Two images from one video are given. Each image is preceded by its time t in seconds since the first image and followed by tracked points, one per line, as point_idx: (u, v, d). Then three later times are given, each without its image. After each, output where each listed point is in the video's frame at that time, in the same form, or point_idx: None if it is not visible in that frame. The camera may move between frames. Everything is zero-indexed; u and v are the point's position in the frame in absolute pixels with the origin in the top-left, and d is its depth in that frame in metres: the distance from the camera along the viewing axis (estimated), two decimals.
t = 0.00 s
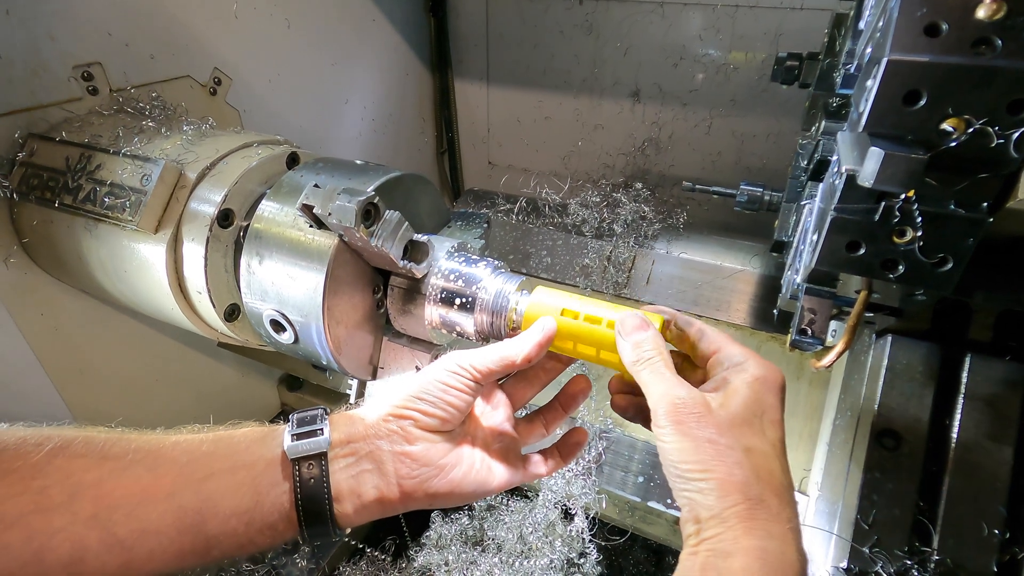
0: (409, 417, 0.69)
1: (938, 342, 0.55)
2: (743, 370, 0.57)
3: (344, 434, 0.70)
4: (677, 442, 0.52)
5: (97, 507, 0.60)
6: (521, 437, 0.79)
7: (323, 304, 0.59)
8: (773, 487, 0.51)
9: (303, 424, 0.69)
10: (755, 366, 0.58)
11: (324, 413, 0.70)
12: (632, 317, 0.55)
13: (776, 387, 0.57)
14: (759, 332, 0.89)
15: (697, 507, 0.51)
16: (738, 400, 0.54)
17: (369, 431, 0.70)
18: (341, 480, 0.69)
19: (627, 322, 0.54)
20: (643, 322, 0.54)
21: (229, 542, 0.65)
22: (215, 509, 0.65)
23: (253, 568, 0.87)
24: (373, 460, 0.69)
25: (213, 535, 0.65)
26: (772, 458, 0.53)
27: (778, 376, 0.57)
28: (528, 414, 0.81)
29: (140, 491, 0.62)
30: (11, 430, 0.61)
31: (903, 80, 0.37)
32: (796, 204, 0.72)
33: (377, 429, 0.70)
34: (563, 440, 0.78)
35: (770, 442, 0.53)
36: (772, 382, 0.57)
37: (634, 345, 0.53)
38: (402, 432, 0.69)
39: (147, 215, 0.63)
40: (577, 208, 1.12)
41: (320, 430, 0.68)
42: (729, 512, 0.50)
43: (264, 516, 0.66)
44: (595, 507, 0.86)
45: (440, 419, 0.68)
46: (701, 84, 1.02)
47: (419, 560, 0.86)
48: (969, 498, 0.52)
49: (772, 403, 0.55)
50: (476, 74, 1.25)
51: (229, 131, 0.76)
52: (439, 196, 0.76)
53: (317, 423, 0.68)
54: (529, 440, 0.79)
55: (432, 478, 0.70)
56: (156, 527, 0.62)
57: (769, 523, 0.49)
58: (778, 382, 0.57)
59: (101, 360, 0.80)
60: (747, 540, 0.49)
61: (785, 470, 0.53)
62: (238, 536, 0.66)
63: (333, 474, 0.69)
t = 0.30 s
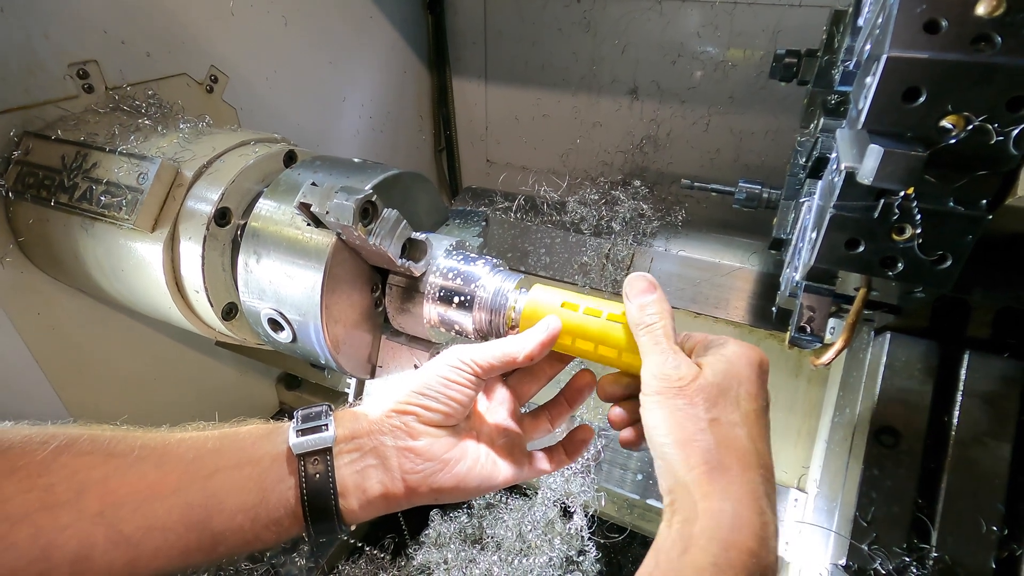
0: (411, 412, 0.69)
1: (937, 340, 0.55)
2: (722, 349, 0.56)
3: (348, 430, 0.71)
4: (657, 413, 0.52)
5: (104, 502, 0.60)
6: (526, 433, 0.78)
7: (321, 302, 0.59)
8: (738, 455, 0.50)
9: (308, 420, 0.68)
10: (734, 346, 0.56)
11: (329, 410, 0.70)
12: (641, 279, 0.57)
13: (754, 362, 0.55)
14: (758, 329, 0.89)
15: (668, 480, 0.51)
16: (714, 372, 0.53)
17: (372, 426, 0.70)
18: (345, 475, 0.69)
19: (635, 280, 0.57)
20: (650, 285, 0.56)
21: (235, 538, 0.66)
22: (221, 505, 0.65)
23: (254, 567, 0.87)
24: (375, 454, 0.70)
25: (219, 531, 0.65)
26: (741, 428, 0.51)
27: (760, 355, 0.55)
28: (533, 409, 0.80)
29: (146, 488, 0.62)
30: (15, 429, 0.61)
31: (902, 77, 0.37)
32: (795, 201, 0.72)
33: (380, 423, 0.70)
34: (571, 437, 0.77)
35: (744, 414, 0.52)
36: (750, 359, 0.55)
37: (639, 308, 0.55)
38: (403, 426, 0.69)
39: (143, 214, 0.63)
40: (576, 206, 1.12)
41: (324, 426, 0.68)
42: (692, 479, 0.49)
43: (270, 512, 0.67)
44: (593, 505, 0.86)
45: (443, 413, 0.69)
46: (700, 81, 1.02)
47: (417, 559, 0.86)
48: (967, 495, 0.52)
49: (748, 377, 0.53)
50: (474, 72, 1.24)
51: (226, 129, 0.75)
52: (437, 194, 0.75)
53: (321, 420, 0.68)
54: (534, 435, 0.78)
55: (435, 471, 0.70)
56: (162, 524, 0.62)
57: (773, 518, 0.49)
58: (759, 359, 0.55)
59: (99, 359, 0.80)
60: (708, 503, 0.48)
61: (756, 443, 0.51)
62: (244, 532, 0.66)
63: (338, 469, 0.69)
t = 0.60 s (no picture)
0: (411, 401, 0.68)
1: (933, 334, 0.55)
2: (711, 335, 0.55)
3: (346, 422, 0.70)
4: (643, 391, 0.52)
5: (97, 496, 0.60)
6: (523, 426, 0.77)
7: (316, 299, 0.58)
8: (710, 437, 0.49)
9: (305, 413, 0.68)
10: (723, 331, 0.55)
11: (327, 402, 0.69)
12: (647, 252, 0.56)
13: (744, 346, 0.53)
14: (754, 324, 0.89)
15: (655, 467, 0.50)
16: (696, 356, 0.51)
17: (371, 416, 0.69)
18: (345, 466, 0.68)
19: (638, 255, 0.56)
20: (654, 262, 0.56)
21: (232, 531, 0.65)
22: (220, 497, 0.64)
23: (251, 564, 0.87)
24: (375, 444, 0.68)
25: (215, 524, 0.64)
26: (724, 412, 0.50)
27: (751, 341, 0.53)
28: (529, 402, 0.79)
29: (140, 480, 0.62)
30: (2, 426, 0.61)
31: (899, 70, 0.37)
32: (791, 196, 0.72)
33: (379, 412, 0.69)
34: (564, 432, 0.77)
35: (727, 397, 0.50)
36: (735, 343, 0.53)
37: (639, 288, 0.55)
38: (403, 415, 0.68)
39: (135, 210, 0.62)
40: (572, 201, 1.10)
41: (321, 418, 0.67)
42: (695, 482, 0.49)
43: (267, 504, 0.65)
44: (591, 501, 0.86)
45: (443, 402, 0.68)
46: (696, 75, 1.01)
47: (415, 556, 0.86)
48: (963, 489, 0.52)
49: (734, 362, 0.52)
50: (469, 66, 1.24)
51: (218, 125, 0.75)
52: (432, 190, 0.75)
53: (319, 412, 0.67)
54: (532, 427, 0.77)
55: (437, 459, 0.69)
56: (158, 514, 0.61)
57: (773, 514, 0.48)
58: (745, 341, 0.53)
59: (92, 355, 0.79)
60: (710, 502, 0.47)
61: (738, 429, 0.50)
62: (240, 525, 0.65)
63: (336, 461, 0.68)
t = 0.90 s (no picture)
0: (403, 409, 0.67)
1: (924, 330, 0.56)
2: (723, 356, 0.56)
3: (335, 430, 0.69)
4: (657, 433, 0.51)
5: (82, 505, 0.60)
6: (512, 432, 0.79)
7: (308, 299, 0.58)
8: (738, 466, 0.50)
9: (291, 421, 0.68)
10: (733, 351, 0.57)
11: (313, 410, 0.69)
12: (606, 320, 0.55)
13: (758, 371, 0.55)
14: (747, 319, 0.89)
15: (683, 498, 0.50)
16: (719, 387, 0.53)
17: (362, 425, 0.68)
18: (334, 476, 0.67)
19: (602, 320, 0.54)
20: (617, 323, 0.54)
21: (215, 544, 0.65)
22: (204, 510, 0.64)
23: (247, 562, 0.87)
24: (365, 454, 0.68)
25: (200, 536, 0.64)
26: (755, 441, 0.51)
27: (759, 357, 0.56)
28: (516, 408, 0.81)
29: (125, 492, 0.62)
30: None
31: (891, 69, 0.36)
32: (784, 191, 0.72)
33: (371, 421, 0.68)
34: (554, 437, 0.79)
35: (753, 426, 0.52)
36: (752, 365, 0.56)
37: (611, 345, 0.53)
38: (394, 425, 0.67)
39: (124, 210, 0.62)
40: (567, 197, 1.08)
41: (308, 427, 0.67)
42: (709, 494, 0.49)
43: (252, 517, 0.66)
44: (585, 496, 0.85)
45: (437, 410, 0.67)
46: (690, 68, 1.01)
47: (411, 551, 0.87)
48: (952, 484, 0.52)
49: (752, 388, 0.54)
50: (462, 59, 1.22)
51: (208, 121, 0.74)
52: (424, 187, 0.74)
53: (305, 420, 0.68)
54: (519, 434, 0.79)
55: (428, 470, 0.69)
56: (139, 531, 0.61)
57: (765, 511, 0.49)
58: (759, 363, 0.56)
59: (84, 354, 0.79)
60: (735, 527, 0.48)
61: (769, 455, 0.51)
62: (224, 538, 0.65)
63: (325, 471, 0.67)
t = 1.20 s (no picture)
0: (401, 402, 0.68)
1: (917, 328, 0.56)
2: (693, 333, 0.57)
3: (335, 424, 0.70)
4: (634, 384, 0.52)
5: (85, 500, 0.61)
6: (511, 427, 0.80)
7: (309, 298, 0.59)
8: (704, 423, 0.51)
9: (292, 416, 0.68)
10: (703, 329, 0.57)
11: (313, 405, 0.69)
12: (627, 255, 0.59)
13: (725, 343, 0.56)
14: (744, 318, 0.90)
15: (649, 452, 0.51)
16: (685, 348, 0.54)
17: (362, 417, 0.69)
18: (333, 469, 0.68)
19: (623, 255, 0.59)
20: (637, 263, 0.58)
21: (217, 537, 0.65)
22: (206, 503, 0.65)
23: (248, 558, 0.88)
24: (363, 445, 0.69)
25: (202, 529, 0.64)
26: (707, 398, 0.52)
27: (733, 338, 0.56)
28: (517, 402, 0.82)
29: (125, 486, 0.62)
30: None
31: (881, 71, 0.37)
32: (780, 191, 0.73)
33: (371, 415, 0.69)
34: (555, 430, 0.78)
35: (713, 386, 0.53)
36: (718, 338, 0.56)
37: (624, 283, 0.56)
38: (393, 418, 0.69)
39: (127, 210, 0.63)
40: (565, 196, 1.10)
41: (308, 421, 0.67)
42: (659, 446, 0.51)
43: (252, 510, 0.66)
44: (584, 493, 0.87)
45: (435, 405, 0.68)
46: (688, 69, 1.01)
47: (411, 548, 0.88)
48: (944, 480, 0.53)
49: (716, 356, 0.55)
50: (462, 60, 1.23)
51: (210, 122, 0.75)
52: (424, 187, 0.75)
53: (305, 415, 0.68)
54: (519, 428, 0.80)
55: (425, 462, 0.70)
56: (142, 523, 0.62)
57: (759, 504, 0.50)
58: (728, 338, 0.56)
59: (87, 352, 0.80)
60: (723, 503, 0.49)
61: (724, 414, 0.52)
62: (225, 531, 0.65)
63: (325, 465, 0.68)
